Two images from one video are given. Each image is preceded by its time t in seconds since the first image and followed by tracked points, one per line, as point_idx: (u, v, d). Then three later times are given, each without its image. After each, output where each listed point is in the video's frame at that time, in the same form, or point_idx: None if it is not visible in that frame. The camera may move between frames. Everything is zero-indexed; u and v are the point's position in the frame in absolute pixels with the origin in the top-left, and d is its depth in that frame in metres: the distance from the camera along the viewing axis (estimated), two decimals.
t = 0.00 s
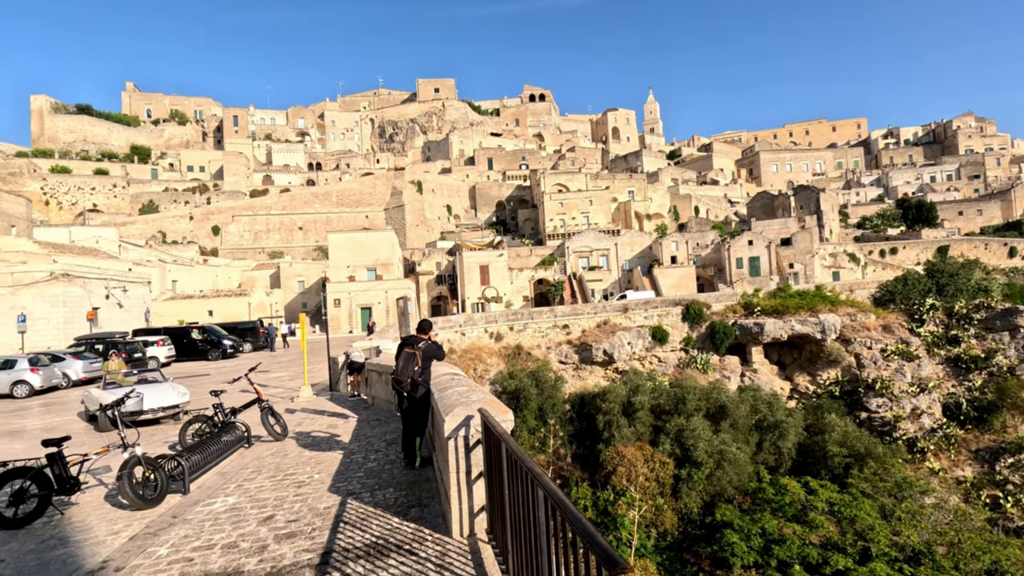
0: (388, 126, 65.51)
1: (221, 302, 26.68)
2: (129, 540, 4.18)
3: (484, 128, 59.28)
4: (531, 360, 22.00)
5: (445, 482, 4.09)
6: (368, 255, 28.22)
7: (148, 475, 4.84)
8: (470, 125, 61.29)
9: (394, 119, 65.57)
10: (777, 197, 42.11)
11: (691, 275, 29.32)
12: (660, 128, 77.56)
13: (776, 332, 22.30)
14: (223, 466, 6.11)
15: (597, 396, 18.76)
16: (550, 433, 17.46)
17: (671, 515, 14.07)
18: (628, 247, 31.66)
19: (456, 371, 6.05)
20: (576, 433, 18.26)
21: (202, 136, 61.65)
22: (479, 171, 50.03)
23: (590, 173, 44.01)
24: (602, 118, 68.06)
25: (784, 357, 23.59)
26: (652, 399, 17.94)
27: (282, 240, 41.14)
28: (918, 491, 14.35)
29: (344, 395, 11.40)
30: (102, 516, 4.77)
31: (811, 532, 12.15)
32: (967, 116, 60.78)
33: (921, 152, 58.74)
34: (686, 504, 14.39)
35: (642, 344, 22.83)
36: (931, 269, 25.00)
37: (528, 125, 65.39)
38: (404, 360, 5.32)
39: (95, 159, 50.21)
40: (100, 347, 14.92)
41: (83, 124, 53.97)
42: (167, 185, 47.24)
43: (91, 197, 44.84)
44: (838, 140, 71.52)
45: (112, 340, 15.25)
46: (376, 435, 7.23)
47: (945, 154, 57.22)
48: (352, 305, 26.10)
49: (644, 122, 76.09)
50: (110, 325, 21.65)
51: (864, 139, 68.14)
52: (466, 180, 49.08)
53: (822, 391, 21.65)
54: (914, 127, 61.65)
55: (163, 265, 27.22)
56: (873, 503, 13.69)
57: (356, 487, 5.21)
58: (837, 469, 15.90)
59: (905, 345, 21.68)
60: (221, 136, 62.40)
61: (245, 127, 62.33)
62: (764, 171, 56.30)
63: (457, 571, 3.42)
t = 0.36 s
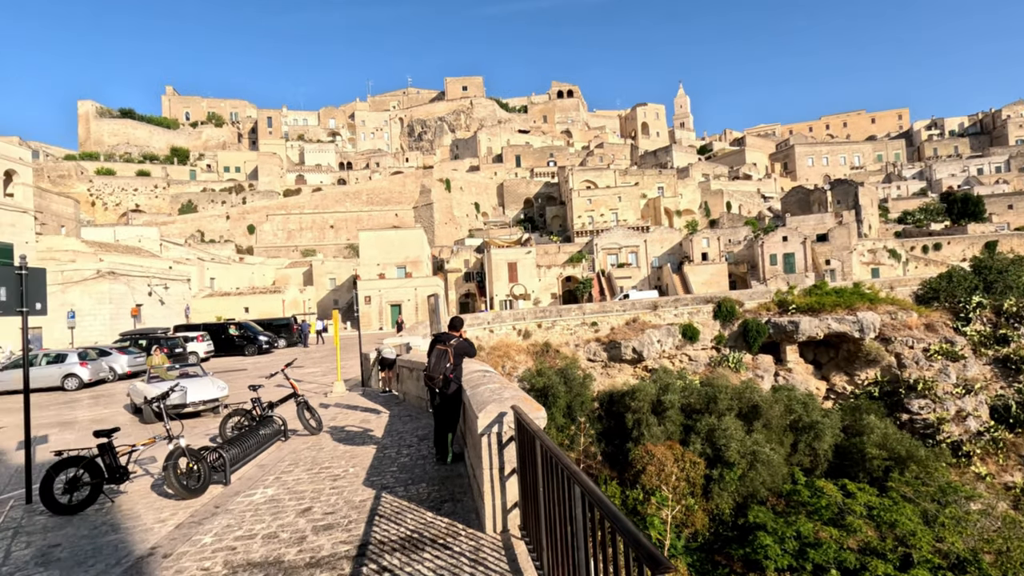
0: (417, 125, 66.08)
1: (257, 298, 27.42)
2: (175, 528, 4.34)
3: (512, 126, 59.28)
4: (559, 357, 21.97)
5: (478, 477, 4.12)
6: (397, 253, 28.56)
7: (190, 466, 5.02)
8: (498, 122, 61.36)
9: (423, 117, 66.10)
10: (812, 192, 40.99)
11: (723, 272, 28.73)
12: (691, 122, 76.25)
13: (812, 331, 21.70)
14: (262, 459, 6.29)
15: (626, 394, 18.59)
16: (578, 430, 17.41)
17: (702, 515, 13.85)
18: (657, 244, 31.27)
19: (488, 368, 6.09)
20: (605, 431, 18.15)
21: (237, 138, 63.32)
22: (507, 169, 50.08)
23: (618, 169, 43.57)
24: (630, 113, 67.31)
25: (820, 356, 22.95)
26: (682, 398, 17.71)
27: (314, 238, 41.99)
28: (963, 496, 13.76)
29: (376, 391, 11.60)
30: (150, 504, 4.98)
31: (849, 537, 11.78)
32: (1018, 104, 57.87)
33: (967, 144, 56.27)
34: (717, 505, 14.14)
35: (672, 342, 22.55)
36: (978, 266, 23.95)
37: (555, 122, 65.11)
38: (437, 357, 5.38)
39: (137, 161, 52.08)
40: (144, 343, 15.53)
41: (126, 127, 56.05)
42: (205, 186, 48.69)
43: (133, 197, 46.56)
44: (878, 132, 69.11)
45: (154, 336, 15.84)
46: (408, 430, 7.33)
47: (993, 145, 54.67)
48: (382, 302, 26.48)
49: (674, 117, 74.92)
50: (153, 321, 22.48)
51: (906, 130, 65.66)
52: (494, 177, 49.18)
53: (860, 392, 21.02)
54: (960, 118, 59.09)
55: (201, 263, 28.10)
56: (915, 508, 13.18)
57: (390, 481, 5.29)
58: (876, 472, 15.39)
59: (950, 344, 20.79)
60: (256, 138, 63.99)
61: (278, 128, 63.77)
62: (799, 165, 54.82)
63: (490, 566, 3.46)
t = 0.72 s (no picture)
0: (433, 124, 66.32)
1: (276, 297, 27.82)
2: (202, 521, 4.42)
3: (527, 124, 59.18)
4: (575, 355, 21.93)
5: (499, 474, 4.12)
6: (414, 252, 28.70)
7: (216, 460, 5.10)
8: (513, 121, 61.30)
9: (439, 116, 66.31)
10: (834, 189, 40.29)
11: (741, 271, 28.39)
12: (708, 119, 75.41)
13: (833, 330, 21.33)
14: (284, 454, 6.37)
15: (642, 393, 18.46)
16: (595, 429, 17.36)
17: (720, 516, 13.71)
18: (674, 242, 31.04)
19: (507, 365, 6.09)
20: (621, 430, 18.04)
21: (257, 138, 64.15)
22: (522, 167, 50.06)
23: (635, 167, 43.27)
24: (647, 110, 66.78)
25: (842, 356, 22.56)
26: (700, 398, 17.56)
27: (332, 237, 42.42)
28: (990, 500, 13.42)
29: (394, 388, 11.68)
30: (177, 497, 5.09)
31: (871, 539, 11.55)
32: None
33: (995, 139, 54.76)
34: (736, 506, 14.01)
35: (690, 341, 22.36)
36: (1005, 264, 23.33)
37: (571, 120, 64.88)
38: (456, 355, 5.38)
39: (159, 161, 53.08)
40: (167, 340, 15.84)
41: (149, 129, 57.18)
42: (225, 185, 49.44)
43: (156, 197, 47.46)
44: (902, 127, 67.66)
45: (177, 333, 16.15)
46: (427, 428, 7.37)
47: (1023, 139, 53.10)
48: (399, 300, 26.68)
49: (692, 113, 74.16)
50: (176, 319, 22.93)
51: (930, 125, 64.15)
52: (509, 176, 49.19)
53: (883, 393, 20.64)
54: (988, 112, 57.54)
55: (222, 261, 28.57)
56: (940, 512, 12.89)
57: (411, 477, 5.33)
58: (899, 473, 15.10)
59: (977, 344, 20.26)
60: (275, 138, 64.79)
61: (297, 128, 64.48)
62: (820, 162, 53.90)
63: (513, 562, 3.46)
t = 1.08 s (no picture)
0: (445, 123, 66.46)
1: (290, 295, 28.10)
2: (220, 517, 4.47)
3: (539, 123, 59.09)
4: (587, 355, 21.87)
5: (515, 473, 4.12)
6: (426, 251, 28.77)
7: (233, 457, 5.16)
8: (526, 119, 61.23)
9: (451, 116, 66.43)
10: (850, 187, 39.73)
11: (756, 270, 28.13)
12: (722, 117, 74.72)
13: (849, 329, 21.04)
14: (300, 451, 6.42)
15: (655, 393, 18.34)
16: (607, 429, 17.30)
17: (735, 517, 13.58)
18: (687, 241, 30.84)
19: (522, 364, 6.08)
20: (634, 430, 17.91)
21: (271, 138, 64.73)
22: (534, 166, 50.01)
23: (648, 165, 43.02)
24: (660, 108, 66.35)
25: (859, 356, 22.25)
26: (714, 398, 17.42)
27: (345, 237, 42.73)
28: (1012, 503, 13.16)
29: (407, 386, 11.74)
30: (196, 492, 5.16)
31: (889, 543, 11.37)
32: None
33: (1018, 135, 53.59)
34: (750, 507, 13.87)
35: (703, 340, 22.19)
36: None
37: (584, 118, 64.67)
38: (471, 353, 5.39)
39: (176, 162, 53.78)
40: (184, 338, 16.05)
41: (166, 129, 57.99)
42: (240, 185, 49.97)
43: (173, 197, 48.10)
44: (920, 124, 66.55)
45: (194, 331, 16.35)
46: (441, 426, 7.38)
47: None
48: (412, 299, 26.82)
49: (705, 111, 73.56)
50: (193, 317, 23.27)
51: (950, 122, 63.00)
52: (522, 174, 49.17)
53: (901, 394, 20.34)
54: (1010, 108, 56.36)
55: (238, 260, 28.88)
56: (960, 515, 12.64)
57: (426, 475, 5.34)
58: (917, 476, 14.85)
59: (998, 345, 19.82)
60: (289, 138, 65.34)
61: (310, 128, 64.99)
62: (837, 159, 53.17)
63: (529, 561, 3.45)
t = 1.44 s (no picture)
0: (457, 122, 66.58)
1: (304, 295, 28.36)
2: (234, 514, 4.50)
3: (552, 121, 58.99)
4: (599, 354, 21.81)
5: (527, 473, 4.10)
6: (438, 250, 28.84)
7: (248, 454, 5.19)
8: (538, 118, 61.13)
9: (463, 115, 66.50)
10: (868, 184, 39.12)
11: (770, 269, 27.84)
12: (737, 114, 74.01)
13: (866, 330, 20.73)
14: (313, 450, 6.45)
15: (668, 393, 18.23)
16: (619, 429, 17.23)
17: (749, 518, 13.44)
18: (701, 240, 30.60)
19: (534, 364, 6.05)
20: (647, 430, 17.80)
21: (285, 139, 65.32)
22: (547, 165, 49.93)
23: (661, 164, 42.75)
24: (673, 106, 65.89)
25: (876, 356, 21.91)
26: (728, 398, 17.27)
27: (359, 236, 42.99)
28: None
29: (420, 385, 11.77)
30: (212, 489, 5.22)
31: (907, 546, 11.17)
32: None
33: None
34: (764, 508, 13.73)
35: (717, 340, 21.99)
36: None
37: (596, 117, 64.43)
38: (483, 353, 5.38)
39: (193, 162, 54.47)
40: (201, 336, 16.25)
41: (182, 130, 58.77)
42: (255, 185, 50.47)
43: (190, 197, 48.72)
44: (940, 121, 65.35)
45: (210, 329, 16.55)
46: (453, 425, 7.39)
47: None
48: (424, 298, 26.93)
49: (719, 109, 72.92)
50: (209, 315, 23.59)
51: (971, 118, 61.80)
52: (534, 173, 49.14)
53: (919, 395, 20.00)
54: None
55: (252, 260, 29.17)
56: (980, 519, 12.37)
57: (438, 474, 5.35)
58: (936, 479, 14.56)
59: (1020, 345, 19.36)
60: (303, 138, 65.87)
61: (324, 128, 65.48)
62: (853, 157, 52.41)
63: (542, 562, 3.43)
